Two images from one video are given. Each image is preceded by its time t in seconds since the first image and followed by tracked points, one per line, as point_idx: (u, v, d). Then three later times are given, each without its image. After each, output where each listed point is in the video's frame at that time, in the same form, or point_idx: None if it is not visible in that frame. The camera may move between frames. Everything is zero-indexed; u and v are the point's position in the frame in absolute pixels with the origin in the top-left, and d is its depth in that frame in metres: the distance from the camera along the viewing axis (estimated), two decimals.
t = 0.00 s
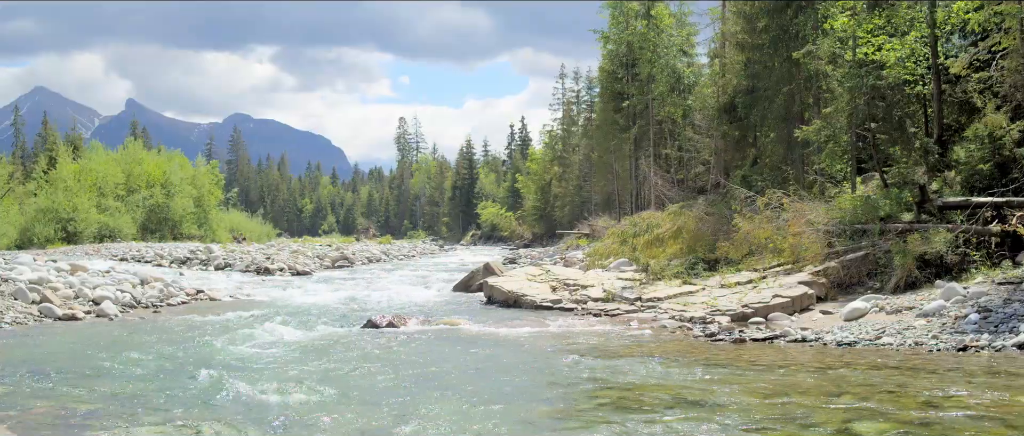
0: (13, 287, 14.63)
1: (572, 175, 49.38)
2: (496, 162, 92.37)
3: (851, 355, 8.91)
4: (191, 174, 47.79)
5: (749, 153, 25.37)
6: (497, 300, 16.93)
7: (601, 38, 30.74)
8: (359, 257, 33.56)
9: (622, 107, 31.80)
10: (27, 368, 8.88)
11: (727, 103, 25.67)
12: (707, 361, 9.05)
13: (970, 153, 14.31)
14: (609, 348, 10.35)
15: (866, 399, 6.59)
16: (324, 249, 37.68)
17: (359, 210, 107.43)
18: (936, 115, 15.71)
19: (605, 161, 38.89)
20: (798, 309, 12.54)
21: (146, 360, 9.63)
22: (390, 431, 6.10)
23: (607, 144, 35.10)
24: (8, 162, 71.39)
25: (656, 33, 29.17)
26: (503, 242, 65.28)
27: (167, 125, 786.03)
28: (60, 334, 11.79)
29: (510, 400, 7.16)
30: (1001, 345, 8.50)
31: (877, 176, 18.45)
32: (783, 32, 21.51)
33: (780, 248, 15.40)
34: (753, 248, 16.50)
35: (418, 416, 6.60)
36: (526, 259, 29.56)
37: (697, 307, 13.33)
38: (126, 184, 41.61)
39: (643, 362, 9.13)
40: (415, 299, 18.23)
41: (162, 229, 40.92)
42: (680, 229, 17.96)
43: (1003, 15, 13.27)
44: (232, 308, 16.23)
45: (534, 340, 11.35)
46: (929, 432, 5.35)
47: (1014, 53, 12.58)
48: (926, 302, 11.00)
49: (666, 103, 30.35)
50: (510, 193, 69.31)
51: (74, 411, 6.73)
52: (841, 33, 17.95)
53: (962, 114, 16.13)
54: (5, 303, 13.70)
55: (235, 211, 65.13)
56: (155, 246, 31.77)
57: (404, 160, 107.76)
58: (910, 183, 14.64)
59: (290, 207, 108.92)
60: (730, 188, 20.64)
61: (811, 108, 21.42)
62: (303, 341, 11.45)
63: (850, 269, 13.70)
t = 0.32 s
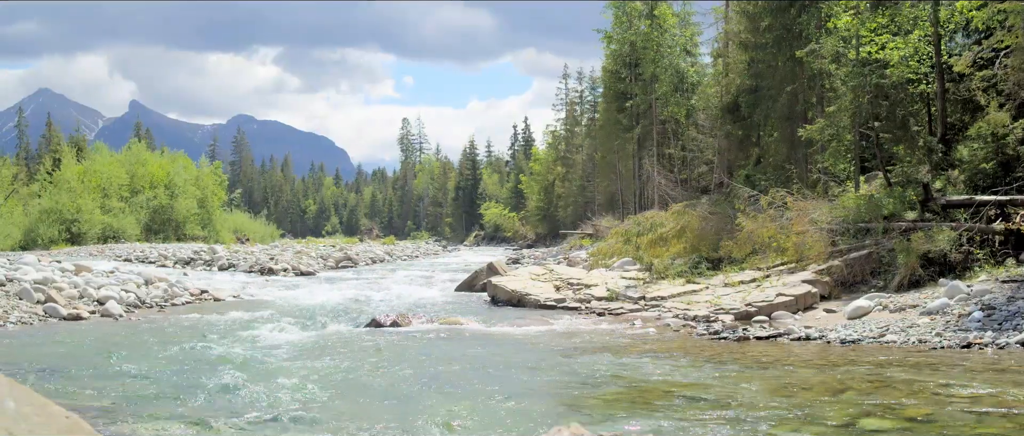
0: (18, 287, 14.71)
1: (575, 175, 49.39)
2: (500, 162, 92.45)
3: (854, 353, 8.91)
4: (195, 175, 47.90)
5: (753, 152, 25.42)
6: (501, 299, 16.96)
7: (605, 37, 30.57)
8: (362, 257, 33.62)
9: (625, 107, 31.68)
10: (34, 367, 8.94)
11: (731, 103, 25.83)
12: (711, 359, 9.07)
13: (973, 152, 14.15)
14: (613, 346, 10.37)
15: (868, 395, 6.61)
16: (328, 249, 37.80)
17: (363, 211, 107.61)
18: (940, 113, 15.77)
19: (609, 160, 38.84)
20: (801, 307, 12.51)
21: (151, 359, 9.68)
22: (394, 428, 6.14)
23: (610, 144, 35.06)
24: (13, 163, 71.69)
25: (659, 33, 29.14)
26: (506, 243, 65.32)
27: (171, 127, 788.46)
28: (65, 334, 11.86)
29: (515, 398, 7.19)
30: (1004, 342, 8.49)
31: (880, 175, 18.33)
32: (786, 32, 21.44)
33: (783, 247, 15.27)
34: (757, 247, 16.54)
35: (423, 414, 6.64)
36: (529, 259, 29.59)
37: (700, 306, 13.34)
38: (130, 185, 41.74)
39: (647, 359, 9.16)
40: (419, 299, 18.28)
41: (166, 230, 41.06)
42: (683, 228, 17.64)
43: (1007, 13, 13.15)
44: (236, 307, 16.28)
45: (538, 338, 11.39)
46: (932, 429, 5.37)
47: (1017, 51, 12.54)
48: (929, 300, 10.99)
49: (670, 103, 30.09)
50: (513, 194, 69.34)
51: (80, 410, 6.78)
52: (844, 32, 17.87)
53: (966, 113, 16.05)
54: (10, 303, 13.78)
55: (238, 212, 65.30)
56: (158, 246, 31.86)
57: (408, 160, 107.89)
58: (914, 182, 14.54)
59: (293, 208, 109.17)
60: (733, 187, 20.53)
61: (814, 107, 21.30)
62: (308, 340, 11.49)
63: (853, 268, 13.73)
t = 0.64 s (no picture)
0: (19, 289, 14.71)
1: (575, 177, 49.43)
2: (500, 164, 92.44)
3: (854, 352, 8.91)
4: (195, 177, 47.88)
5: (752, 154, 25.14)
6: (501, 300, 16.96)
7: (604, 39, 30.59)
8: (362, 259, 33.59)
9: (624, 108, 31.69)
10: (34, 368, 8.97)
11: (731, 104, 25.74)
12: (712, 358, 9.07)
13: (973, 153, 14.26)
14: (613, 346, 10.37)
15: (867, 393, 6.67)
16: (328, 251, 37.82)
17: (363, 213, 107.62)
18: (940, 114, 15.68)
19: (608, 162, 38.83)
20: (802, 307, 12.52)
21: (152, 360, 9.70)
22: (398, 428, 6.19)
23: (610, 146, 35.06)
24: (13, 166, 71.75)
25: (658, 35, 29.16)
26: (507, 245, 65.31)
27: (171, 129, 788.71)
28: (66, 335, 11.87)
29: (517, 397, 7.23)
30: (1004, 342, 8.49)
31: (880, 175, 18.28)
32: (786, 33, 21.56)
33: (783, 248, 15.41)
34: (757, 248, 16.56)
35: (427, 413, 6.69)
36: (529, 260, 29.57)
37: (700, 306, 13.35)
38: (130, 187, 41.75)
39: (647, 359, 9.18)
40: (419, 300, 18.27)
41: (166, 232, 41.08)
42: (683, 229, 17.78)
43: (1006, 14, 13.11)
44: (236, 308, 16.27)
45: (538, 338, 11.41)
46: (931, 426, 5.41)
47: (1017, 52, 12.57)
48: (929, 300, 11.00)
49: (669, 105, 30.52)
50: (513, 196, 69.38)
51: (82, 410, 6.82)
52: (844, 33, 18.01)
53: (966, 114, 16.08)
54: (11, 304, 13.78)
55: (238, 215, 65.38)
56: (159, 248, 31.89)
57: (408, 163, 107.94)
58: (914, 182, 14.60)
59: (293, 209, 109.29)
60: (734, 188, 20.56)
61: (814, 108, 21.31)
62: (309, 341, 11.51)
63: (853, 268, 13.76)
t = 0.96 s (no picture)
0: (15, 290, 14.63)
1: (573, 179, 49.47)
2: (497, 166, 92.38)
3: (852, 354, 8.93)
4: (192, 179, 47.80)
5: (749, 156, 25.09)
6: (498, 302, 16.94)
7: (602, 41, 30.63)
8: (360, 261, 33.54)
9: (622, 111, 31.74)
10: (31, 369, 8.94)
11: (728, 107, 25.71)
12: (709, 360, 9.07)
13: (970, 155, 14.29)
14: (611, 348, 10.36)
15: (864, 395, 6.69)
16: (325, 253, 37.78)
17: (360, 214, 107.52)
18: (937, 117, 15.68)
19: (606, 165, 38.88)
20: (799, 310, 12.54)
21: (148, 361, 9.68)
22: (398, 429, 6.19)
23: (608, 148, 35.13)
24: (10, 167, 71.54)
25: (656, 37, 29.22)
26: (504, 247, 65.31)
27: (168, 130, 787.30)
28: (63, 336, 11.81)
29: (515, 398, 7.27)
30: (1001, 344, 8.51)
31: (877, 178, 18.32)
32: (783, 35, 21.58)
33: (780, 250, 15.45)
34: (754, 250, 16.57)
35: (428, 413, 6.73)
36: (527, 263, 29.55)
37: (698, 308, 13.35)
38: (127, 189, 41.67)
39: (645, 361, 9.19)
40: (416, 302, 18.26)
41: (163, 234, 41.00)
42: (680, 231, 17.77)
43: (1004, 17, 13.18)
44: (233, 310, 16.22)
45: (536, 340, 11.42)
46: (926, 427, 5.44)
47: (1013, 55, 12.62)
48: (926, 303, 11.02)
49: (666, 107, 30.52)
50: (510, 198, 69.38)
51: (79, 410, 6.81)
52: (841, 36, 18.03)
53: (962, 116, 16.14)
54: (7, 306, 13.72)
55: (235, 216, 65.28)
56: (156, 250, 31.80)
57: (405, 164, 107.90)
58: (910, 185, 14.64)
59: (291, 211, 109.22)
60: (730, 190, 20.61)
61: (811, 110, 21.31)
62: (306, 342, 11.48)
63: (850, 271, 13.77)
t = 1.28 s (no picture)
0: (13, 291, 14.57)
1: (571, 181, 49.49)
2: (495, 168, 92.42)
3: (850, 356, 8.94)
4: (190, 180, 47.75)
5: (747, 159, 25.08)
6: (496, 303, 16.93)
7: (601, 44, 30.64)
8: (357, 263, 33.53)
9: (620, 113, 31.77)
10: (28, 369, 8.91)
11: (726, 109, 25.72)
12: (707, 362, 9.07)
13: (967, 157, 14.33)
14: (609, 350, 10.35)
15: (863, 396, 6.69)
16: (322, 254, 37.75)
17: (358, 216, 107.48)
18: (935, 119, 15.72)
19: (603, 166, 38.93)
20: (797, 312, 12.54)
21: (144, 362, 9.65)
22: (398, 430, 6.17)
23: (606, 150, 35.18)
24: (6, 167, 71.29)
25: (655, 39, 29.27)
26: (501, 249, 65.33)
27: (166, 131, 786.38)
28: (61, 337, 11.78)
29: (514, 399, 7.25)
30: (999, 346, 8.52)
31: (875, 181, 18.35)
32: (781, 38, 21.58)
33: (778, 252, 15.46)
34: (752, 252, 16.56)
35: (427, 414, 6.70)
36: (524, 264, 29.59)
37: (696, 310, 13.35)
38: (124, 190, 41.60)
39: (643, 363, 9.18)
40: (414, 303, 18.24)
41: (160, 235, 40.95)
42: (678, 233, 17.77)
43: (1003, 19, 13.19)
44: (231, 311, 16.18)
45: (534, 342, 11.41)
46: (925, 429, 5.44)
47: (1012, 57, 12.65)
48: (923, 305, 11.04)
49: (664, 109, 30.88)
50: (508, 200, 69.44)
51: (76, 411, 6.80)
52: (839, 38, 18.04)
53: (960, 119, 16.17)
54: (4, 307, 13.67)
55: (233, 218, 65.21)
56: (153, 251, 31.75)
57: (403, 166, 107.81)
58: (909, 188, 14.68)
59: (288, 212, 109.09)
60: (728, 193, 20.66)
61: (809, 113, 21.33)
62: (304, 344, 11.44)
63: (847, 273, 13.80)
